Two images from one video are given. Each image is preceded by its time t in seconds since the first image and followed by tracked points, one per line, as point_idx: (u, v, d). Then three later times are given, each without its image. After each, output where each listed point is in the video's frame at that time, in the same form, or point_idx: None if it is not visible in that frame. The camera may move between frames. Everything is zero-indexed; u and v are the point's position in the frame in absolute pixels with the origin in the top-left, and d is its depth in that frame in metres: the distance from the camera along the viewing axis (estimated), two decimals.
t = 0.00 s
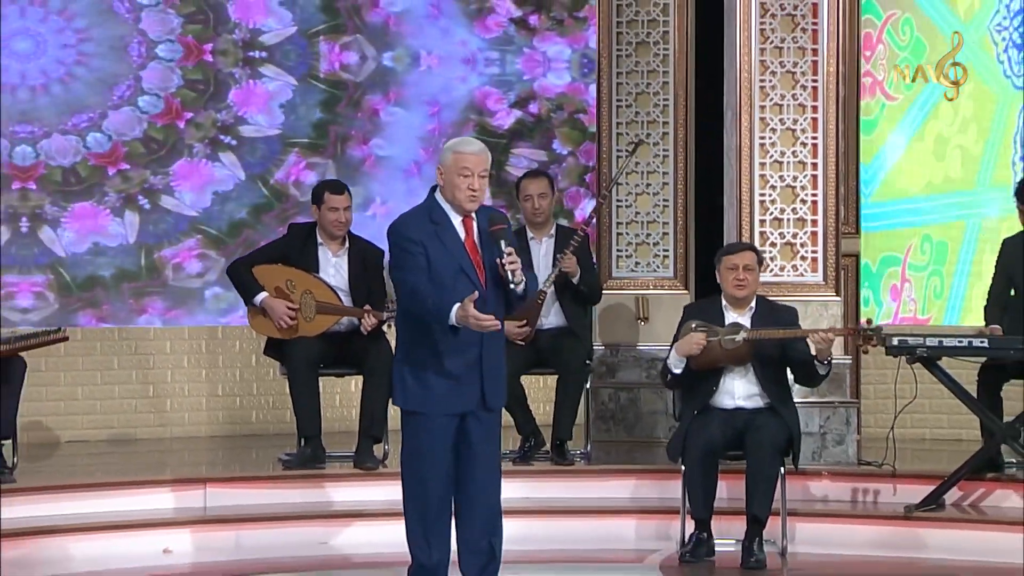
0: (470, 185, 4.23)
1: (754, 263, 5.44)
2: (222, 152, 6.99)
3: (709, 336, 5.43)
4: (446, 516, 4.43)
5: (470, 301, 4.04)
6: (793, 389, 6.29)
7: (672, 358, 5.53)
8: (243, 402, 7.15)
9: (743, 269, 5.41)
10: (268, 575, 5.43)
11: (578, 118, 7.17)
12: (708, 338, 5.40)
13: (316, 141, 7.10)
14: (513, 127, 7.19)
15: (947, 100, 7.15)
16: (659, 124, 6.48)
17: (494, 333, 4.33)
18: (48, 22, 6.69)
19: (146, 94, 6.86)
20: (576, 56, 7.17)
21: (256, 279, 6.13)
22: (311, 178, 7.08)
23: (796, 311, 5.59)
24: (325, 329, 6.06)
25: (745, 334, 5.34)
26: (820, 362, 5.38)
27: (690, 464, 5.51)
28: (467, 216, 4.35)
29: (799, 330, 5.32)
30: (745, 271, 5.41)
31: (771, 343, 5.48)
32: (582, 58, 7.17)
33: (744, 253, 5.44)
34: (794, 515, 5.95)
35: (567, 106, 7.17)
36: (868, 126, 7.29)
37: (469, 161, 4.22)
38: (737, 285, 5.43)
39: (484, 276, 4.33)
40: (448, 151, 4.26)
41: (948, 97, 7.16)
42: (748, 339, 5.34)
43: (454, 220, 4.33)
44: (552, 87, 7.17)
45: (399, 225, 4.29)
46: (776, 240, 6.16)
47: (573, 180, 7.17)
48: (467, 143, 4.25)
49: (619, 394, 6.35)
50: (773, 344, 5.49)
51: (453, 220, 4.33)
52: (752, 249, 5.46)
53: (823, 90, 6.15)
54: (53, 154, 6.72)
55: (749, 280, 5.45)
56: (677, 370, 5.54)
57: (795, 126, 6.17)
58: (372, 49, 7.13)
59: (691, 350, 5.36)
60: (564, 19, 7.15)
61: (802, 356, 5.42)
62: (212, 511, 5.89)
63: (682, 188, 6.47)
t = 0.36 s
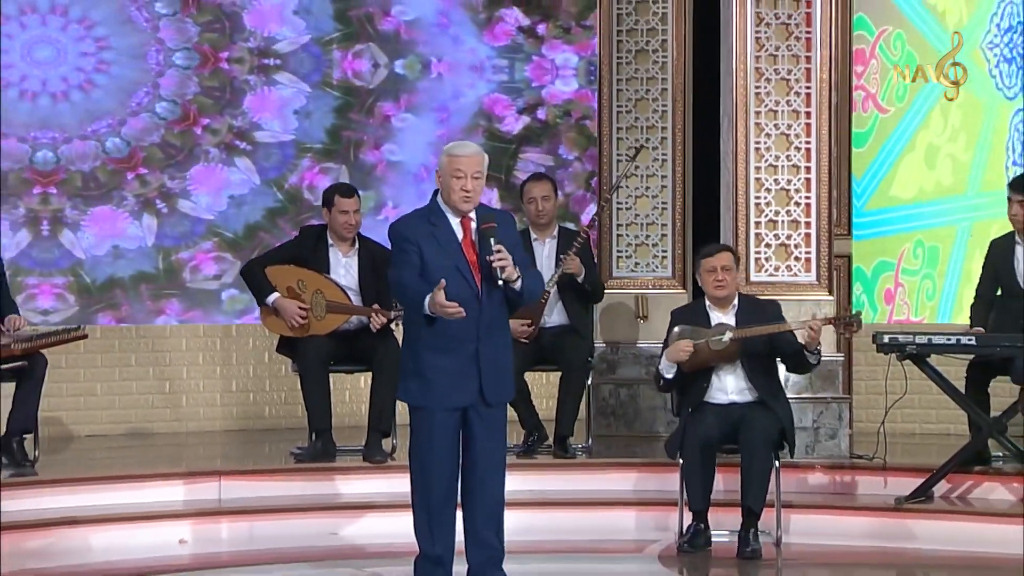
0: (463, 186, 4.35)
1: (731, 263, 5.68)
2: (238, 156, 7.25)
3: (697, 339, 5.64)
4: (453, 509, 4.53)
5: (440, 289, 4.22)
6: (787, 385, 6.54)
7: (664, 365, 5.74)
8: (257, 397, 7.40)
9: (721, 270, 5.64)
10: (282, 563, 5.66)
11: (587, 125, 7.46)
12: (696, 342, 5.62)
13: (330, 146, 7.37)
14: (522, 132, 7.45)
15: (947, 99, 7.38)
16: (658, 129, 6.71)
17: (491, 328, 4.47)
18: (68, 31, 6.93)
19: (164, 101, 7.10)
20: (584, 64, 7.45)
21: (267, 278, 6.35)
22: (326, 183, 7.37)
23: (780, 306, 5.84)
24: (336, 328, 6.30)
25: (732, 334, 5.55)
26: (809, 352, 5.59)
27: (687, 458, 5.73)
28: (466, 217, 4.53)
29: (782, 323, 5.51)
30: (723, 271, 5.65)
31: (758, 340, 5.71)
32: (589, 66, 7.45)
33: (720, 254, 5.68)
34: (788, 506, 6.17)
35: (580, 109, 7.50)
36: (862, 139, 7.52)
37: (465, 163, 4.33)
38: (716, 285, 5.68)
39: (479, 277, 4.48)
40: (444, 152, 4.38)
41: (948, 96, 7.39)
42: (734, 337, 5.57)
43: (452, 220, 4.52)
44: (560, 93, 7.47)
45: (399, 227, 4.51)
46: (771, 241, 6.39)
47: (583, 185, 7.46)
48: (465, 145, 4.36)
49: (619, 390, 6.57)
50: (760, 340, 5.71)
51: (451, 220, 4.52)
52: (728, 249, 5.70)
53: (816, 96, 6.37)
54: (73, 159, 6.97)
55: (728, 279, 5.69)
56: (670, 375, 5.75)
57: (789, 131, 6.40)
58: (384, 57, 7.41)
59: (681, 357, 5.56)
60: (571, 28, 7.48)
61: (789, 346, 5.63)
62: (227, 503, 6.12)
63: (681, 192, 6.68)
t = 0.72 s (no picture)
0: (458, 181, 4.48)
1: (712, 265, 5.92)
2: (251, 160, 7.51)
3: (685, 340, 5.91)
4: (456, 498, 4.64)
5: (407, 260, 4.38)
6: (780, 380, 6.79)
7: (655, 366, 6.01)
8: (269, 392, 7.66)
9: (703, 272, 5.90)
10: (291, 552, 5.88)
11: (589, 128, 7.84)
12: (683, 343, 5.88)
13: (341, 150, 7.64)
14: (529, 136, 7.80)
15: (947, 99, 7.59)
16: (655, 134, 6.95)
17: (484, 322, 4.52)
18: (86, 39, 7.18)
19: (179, 107, 7.36)
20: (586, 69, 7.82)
21: (277, 276, 6.57)
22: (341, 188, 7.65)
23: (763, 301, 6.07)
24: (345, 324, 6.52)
25: (717, 334, 5.83)
26: (790, 346, 5.80)
27: (683, 452, 5.94)
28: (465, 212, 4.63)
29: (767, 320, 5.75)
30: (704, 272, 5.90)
31: (744, 338, 5.95)
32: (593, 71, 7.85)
33: (701, 257, 5.93)
34: (781, 498, 6.39)
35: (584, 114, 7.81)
36: (858, 147, 7.74)
37: (460, 159, 4.47)
38: (701, 287, 5.93)
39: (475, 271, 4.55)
40: (441, 153, 4.53)
41: (948, 97, 7.59)
42: (720, 337, 5.84)
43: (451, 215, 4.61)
44: (568, 98, 7.82)
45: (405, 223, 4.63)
46: (765, 242, 6.61)
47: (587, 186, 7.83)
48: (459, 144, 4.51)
49: (617, 385, 6.84)
50: (746, 338, 5.95)
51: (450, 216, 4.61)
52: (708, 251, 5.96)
53: (808, 102, 6.60)
54: (90, 164, 7.22)
55: (711, 280, 5.94)
56: (662, 376, 6.02)
57: (782, 136, 6.63)
58: (394, 64, 7.69)
59: (671, 358, 5.81)
60: (576, 36, 7.79)
61: (774, 340, 5.86)
62: (239, 494, 6.35)
63: (677, 194, 6.92)
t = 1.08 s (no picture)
0: (456, 175, 4.68)
1: (699, 264, 6.15)
2: (263, 164, 7.79)
3: (677, 338, 6.12)
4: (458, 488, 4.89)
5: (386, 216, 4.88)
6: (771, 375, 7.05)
7: (650, 364, 6.23)
8: (278, 387, 7.95)
9: (690, 271, 6.13)
10: (298, 542, 6.12)
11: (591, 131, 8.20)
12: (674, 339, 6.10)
13: (351, 155, 7.94)
14: (535, 140, 8.12)
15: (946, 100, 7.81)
16: (651, 138, 7.21)
17: (482, 314, 4.75)
18: (102, 47, 7.44)
19: (193, 113, 7.65)
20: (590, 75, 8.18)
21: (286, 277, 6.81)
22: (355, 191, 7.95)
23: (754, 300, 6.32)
24: (351, 321, 6.75)
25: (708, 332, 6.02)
26: (777, 345, 6.06)
27: (676, 444, 6.21)
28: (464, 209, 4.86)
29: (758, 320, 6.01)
30: (691, 271, 6.12)
31: (737, 337, 6.19)
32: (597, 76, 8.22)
33: (689, 257, 6.19)
34: (772, 489, 6.64)
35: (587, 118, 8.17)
36: (851, 155, 7.95)
37: (459, 154, 4.68)
38: (689, 285, 6.15)
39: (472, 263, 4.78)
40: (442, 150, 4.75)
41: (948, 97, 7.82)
42: (710, 335, 6.06)
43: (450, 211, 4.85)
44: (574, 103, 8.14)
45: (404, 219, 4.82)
46: (757, 241, 6.86)
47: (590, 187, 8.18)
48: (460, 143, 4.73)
49: (615, 380, 7.09)
50: (738, 337, 6.19)
51: (449, 212, 4.85)
52: (697, 251, 6.21)
53: (798, 107, 6.85)
54: (106, 168, 7.48)
55: (699, 279, 6.16)
56: (656, 373, 6.23)
57: (773, 141, 6.87)
58: (404, 71, 8.00)
59: (663, 355, 6.03)
60: (582, 43, 8.13)
61: (764, 337, 6.11)
62: (250, 486, 6.59)
63: (672, 196, 7.18)
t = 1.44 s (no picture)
0: (460, 176, 4.93)
1: (702, 262, 6.41)
2: (274, 168, 8.06)
3: (678, 333, 6.40)
4: (461, 481, 5.12)
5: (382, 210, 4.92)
6: (764, 371, 7.30)
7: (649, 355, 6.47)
8: (287, 381, 8.24)
9: (693, 269, 6.38)
10: (307, 532, 6.36)
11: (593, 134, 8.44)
12: (675, 334, 6.38)
13: (361, 159, 8.22)
14: (541, 145, 8.38)
15: (948, 98, 8.02)
16: (647, 142, 7.45)
17: (482, 311, 5.00)
18: (118, 53, 7.70)
19: (206, 118, 7.91)
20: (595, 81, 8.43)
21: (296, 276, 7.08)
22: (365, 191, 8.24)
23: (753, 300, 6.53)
24: (356, 320, 6.97)
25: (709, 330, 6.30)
26: (774, 346, 6.29)
27: (671, 437, 6.44)
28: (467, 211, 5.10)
29: (758, 322, 6.27)
30: (695, 269, 6.38)
31: (734, 336, 6.41)
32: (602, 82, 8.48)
33: (694, 255, 6.43)
34: (764, 480, 6.88)
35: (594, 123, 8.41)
36: (842, 164, 8.22)
37: (464, 157, 4.93)
38: (691, 282, 6.40)
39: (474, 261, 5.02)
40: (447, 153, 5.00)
41: (949, 96, 8.03)
42: (710, 332, 6.33)
43: (455, 212, 5.09)
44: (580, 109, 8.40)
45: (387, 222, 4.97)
46: (749, 241, 7.11)
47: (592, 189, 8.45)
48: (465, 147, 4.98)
49: (612, 376, 7.33)
50: (737, 336, 6.40)
51: (454, 212, 5.09)
52: (700, 250, 6.45)
53: (789, 112, 7.10)
54: (121, 173, 7.75)
55: (702, 276, 6.41)
56: (655, 363, 6.48)
57: (765, 144, 7.12)
58: (413, 77, 8.26)
59: (664, 348, 6.33)
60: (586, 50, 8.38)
61: (762, 338, 6.34)
62: (260, 478, 6.83)
63: (667, 199, 7.44)
